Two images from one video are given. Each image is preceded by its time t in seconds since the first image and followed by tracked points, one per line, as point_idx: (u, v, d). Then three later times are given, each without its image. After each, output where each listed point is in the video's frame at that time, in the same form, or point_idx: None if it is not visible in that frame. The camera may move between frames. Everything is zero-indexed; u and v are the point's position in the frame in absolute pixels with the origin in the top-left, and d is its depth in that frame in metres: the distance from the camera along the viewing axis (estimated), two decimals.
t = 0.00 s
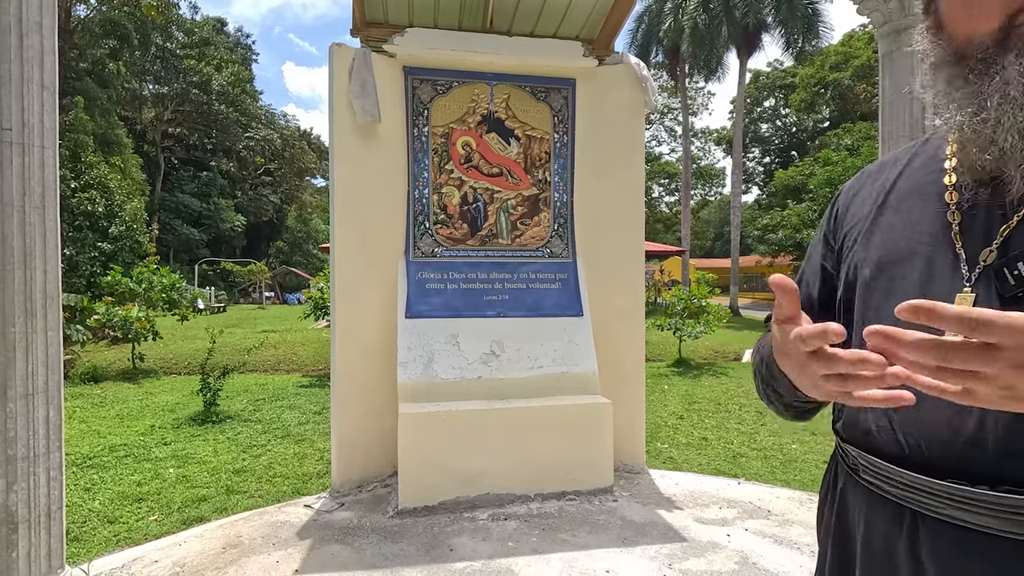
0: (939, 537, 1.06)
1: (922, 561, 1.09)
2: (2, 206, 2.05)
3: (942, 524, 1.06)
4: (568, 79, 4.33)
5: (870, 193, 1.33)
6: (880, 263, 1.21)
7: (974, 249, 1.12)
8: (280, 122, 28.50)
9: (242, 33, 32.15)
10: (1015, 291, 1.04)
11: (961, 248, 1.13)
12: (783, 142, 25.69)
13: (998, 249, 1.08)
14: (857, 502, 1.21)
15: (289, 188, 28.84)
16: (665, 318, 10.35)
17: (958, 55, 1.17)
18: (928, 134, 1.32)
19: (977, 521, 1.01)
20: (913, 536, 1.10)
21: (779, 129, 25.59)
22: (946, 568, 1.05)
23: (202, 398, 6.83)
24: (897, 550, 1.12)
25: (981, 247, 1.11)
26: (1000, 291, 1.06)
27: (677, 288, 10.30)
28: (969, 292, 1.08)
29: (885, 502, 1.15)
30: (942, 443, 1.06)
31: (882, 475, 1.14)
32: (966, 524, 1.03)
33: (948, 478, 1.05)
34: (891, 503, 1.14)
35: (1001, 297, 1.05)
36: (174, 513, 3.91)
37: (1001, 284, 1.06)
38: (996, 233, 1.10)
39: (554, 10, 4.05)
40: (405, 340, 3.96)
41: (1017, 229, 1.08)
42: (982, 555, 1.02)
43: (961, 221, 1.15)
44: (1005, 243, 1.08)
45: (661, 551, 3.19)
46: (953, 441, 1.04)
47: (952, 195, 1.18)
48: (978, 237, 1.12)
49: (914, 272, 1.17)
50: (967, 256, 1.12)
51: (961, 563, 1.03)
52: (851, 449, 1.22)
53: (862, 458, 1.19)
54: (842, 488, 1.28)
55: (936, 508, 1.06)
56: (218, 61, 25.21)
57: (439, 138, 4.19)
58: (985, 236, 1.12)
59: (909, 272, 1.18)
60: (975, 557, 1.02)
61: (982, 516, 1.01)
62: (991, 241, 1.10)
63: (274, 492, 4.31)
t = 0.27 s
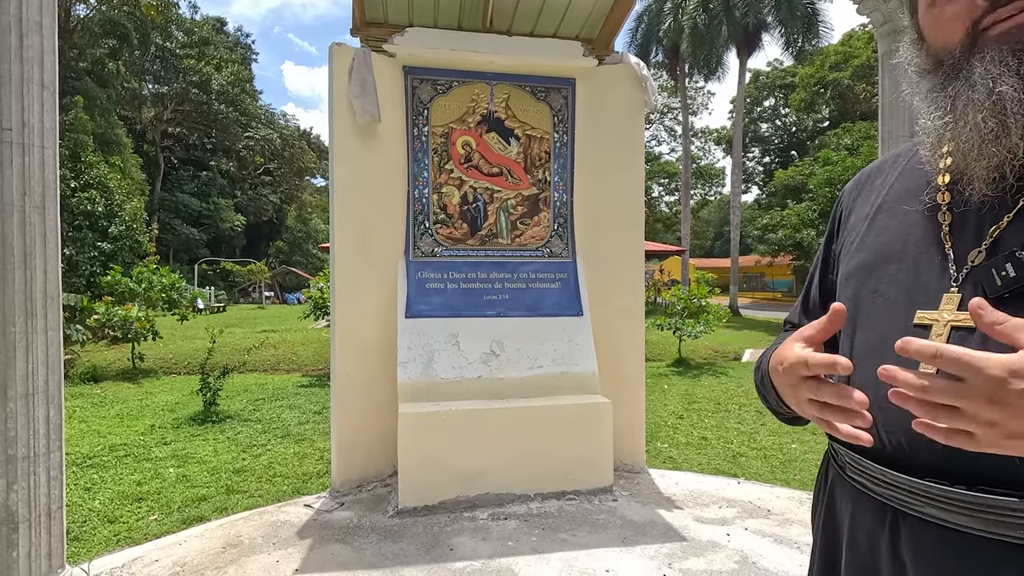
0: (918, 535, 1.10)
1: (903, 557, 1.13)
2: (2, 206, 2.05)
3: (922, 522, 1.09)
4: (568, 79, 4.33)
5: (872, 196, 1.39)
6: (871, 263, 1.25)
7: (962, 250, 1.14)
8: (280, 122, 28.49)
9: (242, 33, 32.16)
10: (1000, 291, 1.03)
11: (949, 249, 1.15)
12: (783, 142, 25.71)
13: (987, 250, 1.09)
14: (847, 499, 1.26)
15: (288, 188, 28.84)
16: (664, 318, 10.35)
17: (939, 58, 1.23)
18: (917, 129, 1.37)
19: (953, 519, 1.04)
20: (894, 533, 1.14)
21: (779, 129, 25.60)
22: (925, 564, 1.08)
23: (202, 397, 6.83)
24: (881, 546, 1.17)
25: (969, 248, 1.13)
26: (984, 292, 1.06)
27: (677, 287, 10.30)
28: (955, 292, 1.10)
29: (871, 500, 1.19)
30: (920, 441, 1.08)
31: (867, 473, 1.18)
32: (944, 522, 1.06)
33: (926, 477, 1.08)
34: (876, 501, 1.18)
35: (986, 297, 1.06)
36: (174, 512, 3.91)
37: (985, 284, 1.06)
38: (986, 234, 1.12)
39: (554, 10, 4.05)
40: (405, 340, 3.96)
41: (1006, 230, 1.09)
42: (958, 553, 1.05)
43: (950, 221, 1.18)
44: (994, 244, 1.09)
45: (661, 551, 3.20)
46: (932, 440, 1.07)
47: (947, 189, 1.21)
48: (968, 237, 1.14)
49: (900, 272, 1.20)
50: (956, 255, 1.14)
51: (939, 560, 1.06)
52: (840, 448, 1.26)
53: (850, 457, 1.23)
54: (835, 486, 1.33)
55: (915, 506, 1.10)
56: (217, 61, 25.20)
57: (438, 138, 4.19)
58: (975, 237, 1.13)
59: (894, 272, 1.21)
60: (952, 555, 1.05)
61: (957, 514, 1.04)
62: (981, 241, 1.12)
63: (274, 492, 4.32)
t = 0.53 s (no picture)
0: (892, 527, 1.18)
1: (880, 548, 1.21)
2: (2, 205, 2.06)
3: (895, 515, 1.17)
4: (569, 78, 4.34)
5: (869, 198, 1.47)
6: (857, 262, 1.34)
7: (942, 249, 1.19)
8: (280, 121, 28.49)
9: (243, 33, 32.16)
10: (969, 290, 1.09)
11: (930, 248, 1.21)
12: (784, 141, 25.68)
13: (962, 249, 1.14)
14: (834, 493, 1.35)
15: (289, 187, 28.82)
16: (665, 317, 10.33)
17: (912, 72, 1.36)
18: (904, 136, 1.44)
19: (919, 511, 1.13)
20: (872, 525, 1.23)
21: (780, 128, 25.57)
22: (896, 553, 1.16)
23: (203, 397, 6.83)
24: (862, 536, 1.26)
25: (948, 247, 1.19)
26: (958, 291, 1.12)
27: (678, 287, 10.28)
28: (931, 292, 1.16)
29: (853, 494, 1.28)
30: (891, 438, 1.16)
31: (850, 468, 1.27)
32: (913, 515, 1.14)
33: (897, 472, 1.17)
34: (857, 495, 1.27)
35: (959, 295, 1.12)
36: (176, 511, 3.92)
37: (959, 282, 1.12)
38: (963, 233, 1.17)
39: (555, 10, 4.05)
40: (405, 340, 3.96)
41: (980, 230, 1.14)
42: (927, 544, 1.12)
43: (934, 219, 1.23)
44: (969, 243, 1.14)
45: (661, 550, 3.20)
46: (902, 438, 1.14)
47: (935, 186, 1.24)
48: (946, 235, 1.20)
49: (882, 270, 1.28)
50: (936, 254, 1.20)
51: (910, 550, 1.14)
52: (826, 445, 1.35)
53: (835, 453, 1.32)
54: (824, 480, 1.42)
55: (889, 499, 1.18)
56: (218, 60, 25.21)
57: (439, 137, 4.19)
58: (953, 235, 1.19)
59: (876, 272, 1.29)
60: (920, 546, 1.13)
61: (923, 508, 1.12)
62: (957, 241, 1.17)
63: (275, 491, 4.32)
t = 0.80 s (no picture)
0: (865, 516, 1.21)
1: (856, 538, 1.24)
2: (8, 206, 2.08)
3: (868, 505, 1.20)
4: (571, 78, 4.34)
5: (863, 204, 1.50)
6: (848, 265, 1.38)
7: (917, 252, 1.23)
8: (282, 121, 28.52)
9: (245, 33, 32.21)
10: (938, 292, 1.13)
11: (905, 253, 1.25)
12: (786, 141, 25.66)
13: (933, 254, 1.18)
14: (819, 485, 1.39)
15: (291, 187, 28.84)
16: (667, 318, 10.33)
17: (893, 82, 1.36)
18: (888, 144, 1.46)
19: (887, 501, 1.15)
20: (850, 515, 1.26)
21: (782, 128, 25.55)
22: (871, 542, 1.19)
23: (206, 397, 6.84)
24: (840, 527, 1.29)
25: (921, 250, 1.22)
26: (926, 293, 1.16)
27: (680, 287, 10.28)
28: (904, 294, 1.20)
29: (833, 486, 1.32)
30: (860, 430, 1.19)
31: (830, 460, 1.30)
32: (882, 504, 1.16)
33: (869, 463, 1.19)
34: (837, 486, 1.31)
35: (927, 297, 1.15)
36: (178, 510, 3.93)
37: (927, 285, 1.16)
38: (934, 238, 1.20)
39: (556, 10, 4.06)
40: (407, 340, 3.96)
41: (951, 234, 1.18)
42: (898, 535, 1.14)
43: (912, 224, 1.27)
44: (939, 248, 1.18)
45: (663, 550, 3.20)
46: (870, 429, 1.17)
47: (915, 195, 1.27)
48: (922, 240, 1.23)
49: (868, 272, 1.32)
50: (911, 258, 1.23)
51: (883, 539, 1.16)
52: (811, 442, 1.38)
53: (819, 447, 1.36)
54: (812, 476, 1.46)
55: (862, 489, 1.20)
56: (220, 61, 25.26)
57: (441, 137, 4.20)
58: (926, 240, 1.22)
59: (863, 273, 1.33)
60: (890, 535, 1.15)
61: (889, 496, 1.14)
62: (929, 246, 1.21)
63: (278, 490, 4.33)
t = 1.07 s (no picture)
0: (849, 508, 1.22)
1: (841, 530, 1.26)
2: (11, 206, 2.09)
3: (852, 498, 1.21)
4: (573, 78, 4.35)
5: (850, 209, 1.52)
6: (835, 267, 1.41)
7: (897, 253, 1.26)
8: (284, 121, 28.56)
9: (247, 34, 32.26)
10: (914, 293, 1.13)
11: (886, 255, 1.28)
12: (788, 141, 25.66)
13: (910, 256, 1.20)
14: (808, 478, 1.40)
15: (293, 188, 28.87)
16: (669, 318, 10.33)
17: (873, 93, 1.39)
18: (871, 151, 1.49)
19: (868, 494, 1.16)
20: (834, 508, 1.27)
21: (784, 127, 25.55)
22: (853, 536, 1.21)
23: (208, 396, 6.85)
24: (827, 519, 1.30)
25: (902, 251, 1.25)
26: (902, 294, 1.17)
27: (681, 287, 10.27)
28: (883, 295, 1.22)
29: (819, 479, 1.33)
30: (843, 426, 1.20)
31: (816, 455, 1.32)
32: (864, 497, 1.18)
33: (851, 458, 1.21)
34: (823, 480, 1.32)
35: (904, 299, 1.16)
36: (180, 510, 3.94)
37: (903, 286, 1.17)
38: (912, 241, 1.22)
39: (557, 10, 4.06)
40: (409, 340, 3.97)
41: (927, 237, 1.19)
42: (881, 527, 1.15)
43: (894, 229, 1.29)
44: (917, 250, 1.19)
45: (665, 550, 3.20)
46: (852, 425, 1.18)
47: (897, 200, 1.30)
48: (901, 243, 1.26)
49: (853, 272, 1.35)
50: (891, 261, 1.26)
51: (865, 531, 1.18)
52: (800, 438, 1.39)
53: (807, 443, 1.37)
54: (801, 471, 1.47)
55: (845, 483, 1.22)
56: (222, 61, 25.30)
57: (443, 137, 4.20)
58: (905, 243, 1.25)
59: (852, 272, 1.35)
60: (873, 527, 1.17)
61: (871, 490, 1.16)
62: (908, 248, 1.23)
63: (279, 490, 4.34)
